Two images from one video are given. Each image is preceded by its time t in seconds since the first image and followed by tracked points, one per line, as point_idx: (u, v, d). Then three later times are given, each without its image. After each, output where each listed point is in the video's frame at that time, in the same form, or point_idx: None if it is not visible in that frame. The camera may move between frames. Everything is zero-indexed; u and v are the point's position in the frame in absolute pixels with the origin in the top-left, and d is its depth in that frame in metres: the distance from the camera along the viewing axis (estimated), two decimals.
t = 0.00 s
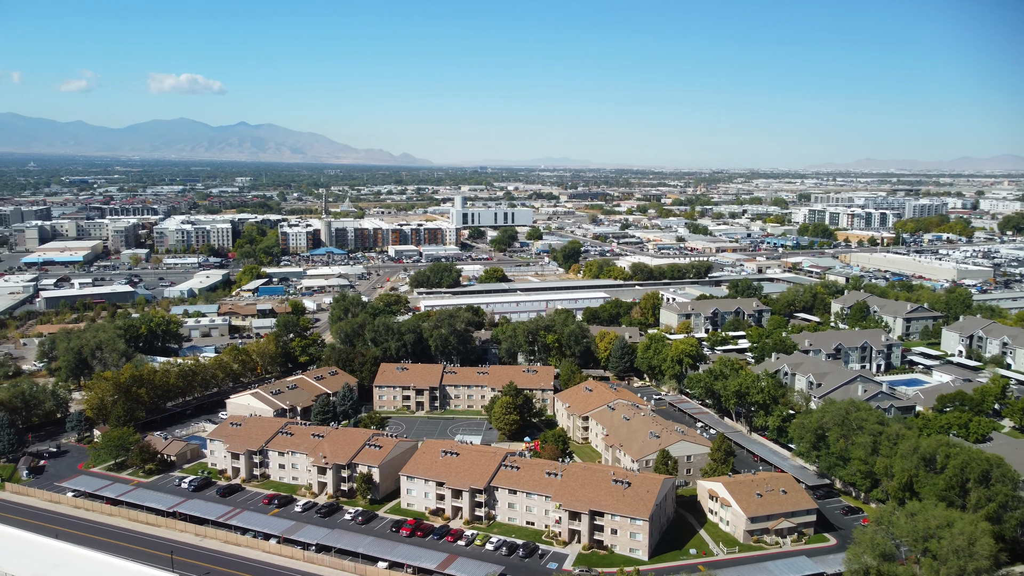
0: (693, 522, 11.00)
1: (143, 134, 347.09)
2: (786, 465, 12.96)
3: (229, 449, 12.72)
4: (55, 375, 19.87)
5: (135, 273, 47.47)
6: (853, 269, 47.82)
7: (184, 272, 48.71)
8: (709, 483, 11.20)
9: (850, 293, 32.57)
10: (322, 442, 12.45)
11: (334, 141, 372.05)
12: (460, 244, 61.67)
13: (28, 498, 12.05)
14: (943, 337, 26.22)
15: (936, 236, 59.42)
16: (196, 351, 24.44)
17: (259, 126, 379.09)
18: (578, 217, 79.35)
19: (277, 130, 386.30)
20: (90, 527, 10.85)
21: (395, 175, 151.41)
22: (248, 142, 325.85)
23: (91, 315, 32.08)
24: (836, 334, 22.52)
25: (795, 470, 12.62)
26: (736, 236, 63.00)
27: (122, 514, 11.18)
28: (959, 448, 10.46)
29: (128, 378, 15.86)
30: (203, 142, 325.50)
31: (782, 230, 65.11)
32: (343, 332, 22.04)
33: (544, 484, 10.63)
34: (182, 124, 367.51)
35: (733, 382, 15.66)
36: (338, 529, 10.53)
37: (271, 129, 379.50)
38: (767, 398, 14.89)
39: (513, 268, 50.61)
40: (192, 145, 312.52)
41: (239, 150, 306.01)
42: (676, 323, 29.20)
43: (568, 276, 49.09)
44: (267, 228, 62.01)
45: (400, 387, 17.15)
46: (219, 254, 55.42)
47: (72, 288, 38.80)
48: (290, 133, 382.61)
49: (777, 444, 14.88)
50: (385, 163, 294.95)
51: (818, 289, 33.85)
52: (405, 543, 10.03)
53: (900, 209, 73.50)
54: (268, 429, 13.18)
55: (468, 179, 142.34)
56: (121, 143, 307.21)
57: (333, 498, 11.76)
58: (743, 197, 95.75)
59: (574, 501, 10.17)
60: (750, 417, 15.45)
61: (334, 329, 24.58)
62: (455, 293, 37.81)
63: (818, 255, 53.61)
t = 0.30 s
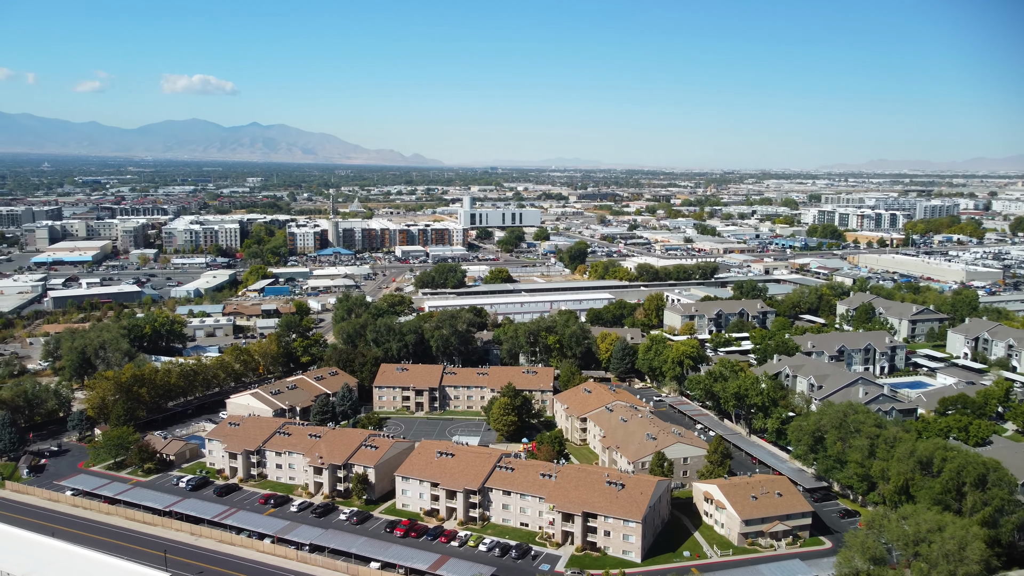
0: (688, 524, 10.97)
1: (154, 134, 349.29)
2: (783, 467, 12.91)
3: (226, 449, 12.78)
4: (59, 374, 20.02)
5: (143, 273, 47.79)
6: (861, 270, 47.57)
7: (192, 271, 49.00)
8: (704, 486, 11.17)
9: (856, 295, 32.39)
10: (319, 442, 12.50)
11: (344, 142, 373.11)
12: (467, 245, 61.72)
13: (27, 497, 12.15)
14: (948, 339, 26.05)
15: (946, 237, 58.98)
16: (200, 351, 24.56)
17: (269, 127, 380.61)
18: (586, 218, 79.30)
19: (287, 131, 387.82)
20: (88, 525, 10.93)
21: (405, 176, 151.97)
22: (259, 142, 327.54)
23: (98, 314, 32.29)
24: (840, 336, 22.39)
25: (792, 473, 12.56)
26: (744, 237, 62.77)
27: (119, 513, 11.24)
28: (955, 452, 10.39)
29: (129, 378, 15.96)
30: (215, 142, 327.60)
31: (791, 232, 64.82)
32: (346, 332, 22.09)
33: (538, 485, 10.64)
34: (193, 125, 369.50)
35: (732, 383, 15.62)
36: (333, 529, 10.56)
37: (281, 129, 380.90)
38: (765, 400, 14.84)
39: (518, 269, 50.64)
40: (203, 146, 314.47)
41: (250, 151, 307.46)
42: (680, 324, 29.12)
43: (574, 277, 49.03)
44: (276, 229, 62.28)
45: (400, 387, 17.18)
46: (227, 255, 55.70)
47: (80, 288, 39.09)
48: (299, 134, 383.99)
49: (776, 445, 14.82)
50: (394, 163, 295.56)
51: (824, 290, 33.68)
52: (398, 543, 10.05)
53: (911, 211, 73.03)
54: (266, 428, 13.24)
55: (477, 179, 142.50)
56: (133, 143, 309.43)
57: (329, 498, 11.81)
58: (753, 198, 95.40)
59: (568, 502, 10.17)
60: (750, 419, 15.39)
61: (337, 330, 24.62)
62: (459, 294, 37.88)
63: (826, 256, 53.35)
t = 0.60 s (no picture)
0: (683, 526, 10.94)
1: (165, 134, 351.54)
2: (782, 470, 12.84)
3: (225, 448, 12.84)
4: (64, 373, 20.16)
5: (151, 273, 48.10)
6: (870, 272, 47.28)
7: (200, 271, 49.26)
8: (700, 488, 11.12)
9: (862, 297, 32.21)
10: (316, 442, 12.54)
11: (354, 142, 374.05)
12: (474, 245, 61.77)
13: (27, 494, 12.25)
14: (954, 341, 25.84)
15: (957, 239, 58.53)
16: (204, 350, 24.69)
17: (279, 127, 382.04)
18: (596, 218, 79.23)
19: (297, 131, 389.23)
20: (86, 524, 11.00)
21: (416, 176, 152.41)
22: (269, 143, 329.09)
23: (105, 313, 32.50)
24: (843, 337, 22.26)
25: (790, 475, 12.50)
26: (753, 238, 62.46)
27: (116, 512, 11.30)
28: (952, 455, 10.34)
29: (130, 377, 16.06)
30: (229, 142, 331.09)
31: (800, 233, 64.53)
32: (348, 332, 22.15)
33: (532, 486, 10.64)
34: (204, 125, 371.44)
35: (731, 385, 15.58)
36: (328, 529, 10.59)
37: (291, 130, 382.34)
38: (765, 402, 14.78)
39: (524, 270, 50.65)
40: (214, 146, 316.30)
41: (260, 151, 308.96)
42: (684, 325, 29.03)
43: (580, 277, 48.98)
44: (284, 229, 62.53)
45: (400, 387, 17.22)
46: (235, 254, 55.96)
47: (88, 288, 39.37)
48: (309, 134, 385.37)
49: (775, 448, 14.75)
50: (403, 163, 296.15)
51: (830, 292, 33.51)
52: (392, 543, 10.08)
53: (922, 212, 72.50)
54: (264, 428, 13.29)
55: (487, 179, 142.66)
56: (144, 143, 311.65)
57: (325, 498, 11.84)
58: (763, 199, 95.00)
59: (561, 504, 10.17)
60: (750, 421, 15.31)
61: (340, 330, 24.69)
62: (463, 295, 37.95)
63: (835, 258, 53.02)
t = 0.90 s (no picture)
0: (678, 528, 10.91)
1: (176, 134, 353.72)
2: (780, 472, 12.78)
3: (223, 447, 12.91)
4: (69, 372, 20.31)
5: (159, 272, 48.40)
6: (878, 273, 47.01)
7: (207, 271, 49.52)
8: (695, 490, 11.09)
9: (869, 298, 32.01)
10: (313, 442, 12.59)
11: (363, 142, 374.95)
12: (481, 245, 61.82)
13: (28, 492, 12.36)
14: (960, 343, 25.65)
15: (968, 240, 58.03)
16: (208, 349, 24.81)
17: (289, 128, 383.51)
18: (605, 219, 79.17)
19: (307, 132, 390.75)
20: (84, 522, 11.08)
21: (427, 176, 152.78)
22: (280, 143, 330.72)
23: (112, 313, 32.74)
24: (847, 339, 22.13)
25: (787, 477, 12.44)
26: (762, 239, 62.15)
27: (115, 510, 11.39)
28: (948, 458, 10.29)
29: (132, 376, 16.17)
30: (240, 142, 333.11)
31: (810, 233, 64.24)
32: (351, 333, 22.21)
33: (527, 487, 10.65)
34: (215, 125, 373.42)
35: (730, 387, 15.54)
36: (323, 528, 10.63)
37: (301, 130, 383.88)
38: (764, 404, 14.73)
39: (530, 270, 50.63)
40: (225, 146, 318.17)
41: (271, 151, 310.51)
42: (687, 327, 28.93)
43: (586, 278, 48.92)
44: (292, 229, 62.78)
45: (400, 388, 17.25)
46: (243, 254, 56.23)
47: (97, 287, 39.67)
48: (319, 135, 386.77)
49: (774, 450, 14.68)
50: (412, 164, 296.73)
51: (835, 293, 33.36)
52: (385, 543, 10.11)
53: (934, 213, 71.95)
54: (263, 428, 13.35)
55: (497, 180, 142.89)
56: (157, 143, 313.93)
57: (322, 497, 11.89)
58: (773, 199, 94.65)
59: (555, 504, 10.17)
60: (749, 423, 15.26)
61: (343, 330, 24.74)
62: (468, 295, 38.01)
63: (844, 259, 52.72)
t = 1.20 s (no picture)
0: (673, 529, 10.90)
1: (187, 135, 355.80)
2: (777, 473, 12.73)
3: (222, 446, 12.98)
4: (73, 371, 20.48)
5: (166, 272, 48.69)
6: (887, 274, 46.74)
7: (215, 271, 49.79)
8: (691, 491, 11.07)
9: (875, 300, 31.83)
10: (311, 442, 12.64)
11: (373, 142, 376.01)
12: (488, 246, 61.85)
13: (28, 490, 12.46)
14: (966, 345, 25.45)
15: (979, 242, 57.57)
16: (212, 349, 24.96)
17: (299, 128, 385.15)
18: (613, 219, 79.03)
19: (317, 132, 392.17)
20: (82, 519, 11.16)
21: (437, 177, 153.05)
22: (290, 143, 332.22)
23: (119, 312, 32.92)
24: (850, 341, 22.01)
25: (785, 480, 12.40)
26: (770, 240, 61.87)
27: (113, 507, 11.47)
28: (944, 461, 10.24)
29: (134, 375, 16.29)
30: (251, 142, 334.83)
31: (819, 234, 63.91)
32: (354, 332, 22.26)
33: (521, 487, 10.65)
34: (225, 126, 375.34)
35: (729, 388, 15.49)
36: (318, 527, 10.67)
37: (311, 130, 385.34)
38: (763, 405, 14.68)
39: (537, 271, 50.61)
40: (236, 146, 319.86)
41: (282, 151, 311.90)
42: (691, 328, 28.83)
43: (592, 279, 48.87)
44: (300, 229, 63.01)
45: (400, 388, 17.30)
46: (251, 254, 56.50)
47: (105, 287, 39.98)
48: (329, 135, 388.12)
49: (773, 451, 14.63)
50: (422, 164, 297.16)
51: (842, 295, 33.19)
52: (379, 543, 10.15)
53: (945, 215, 71.42)
54: (261, 428, 13.42)
55: (507, 180, 142.93)
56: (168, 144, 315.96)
57: (318, 497, 11.94)
58: (784, 200, 94.10)
59: (549, 505, 10.18)
60: (748, 424, 15.21)
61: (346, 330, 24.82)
62: (473, 295, 38.04)
63: (853, 260, 52.43)
